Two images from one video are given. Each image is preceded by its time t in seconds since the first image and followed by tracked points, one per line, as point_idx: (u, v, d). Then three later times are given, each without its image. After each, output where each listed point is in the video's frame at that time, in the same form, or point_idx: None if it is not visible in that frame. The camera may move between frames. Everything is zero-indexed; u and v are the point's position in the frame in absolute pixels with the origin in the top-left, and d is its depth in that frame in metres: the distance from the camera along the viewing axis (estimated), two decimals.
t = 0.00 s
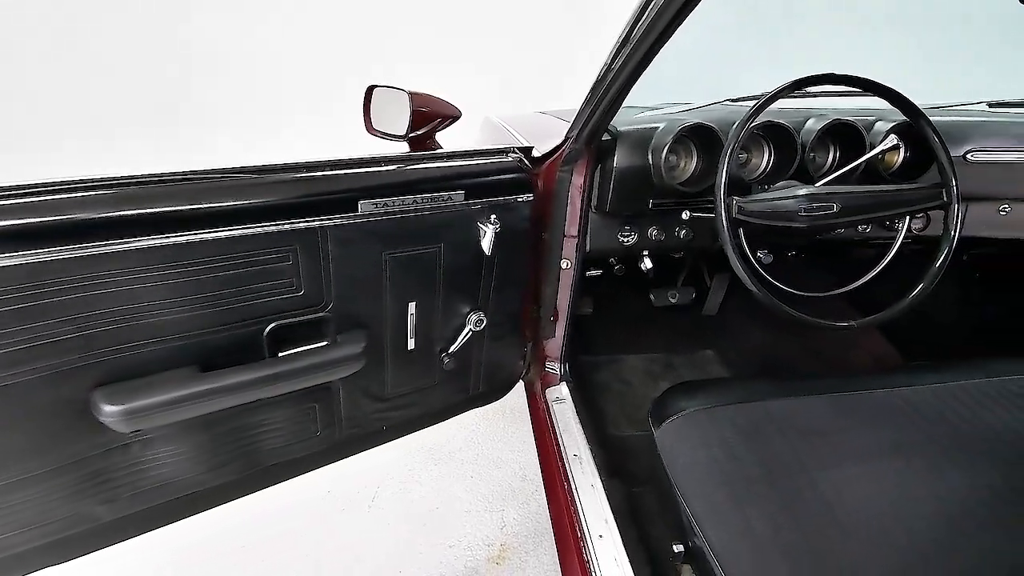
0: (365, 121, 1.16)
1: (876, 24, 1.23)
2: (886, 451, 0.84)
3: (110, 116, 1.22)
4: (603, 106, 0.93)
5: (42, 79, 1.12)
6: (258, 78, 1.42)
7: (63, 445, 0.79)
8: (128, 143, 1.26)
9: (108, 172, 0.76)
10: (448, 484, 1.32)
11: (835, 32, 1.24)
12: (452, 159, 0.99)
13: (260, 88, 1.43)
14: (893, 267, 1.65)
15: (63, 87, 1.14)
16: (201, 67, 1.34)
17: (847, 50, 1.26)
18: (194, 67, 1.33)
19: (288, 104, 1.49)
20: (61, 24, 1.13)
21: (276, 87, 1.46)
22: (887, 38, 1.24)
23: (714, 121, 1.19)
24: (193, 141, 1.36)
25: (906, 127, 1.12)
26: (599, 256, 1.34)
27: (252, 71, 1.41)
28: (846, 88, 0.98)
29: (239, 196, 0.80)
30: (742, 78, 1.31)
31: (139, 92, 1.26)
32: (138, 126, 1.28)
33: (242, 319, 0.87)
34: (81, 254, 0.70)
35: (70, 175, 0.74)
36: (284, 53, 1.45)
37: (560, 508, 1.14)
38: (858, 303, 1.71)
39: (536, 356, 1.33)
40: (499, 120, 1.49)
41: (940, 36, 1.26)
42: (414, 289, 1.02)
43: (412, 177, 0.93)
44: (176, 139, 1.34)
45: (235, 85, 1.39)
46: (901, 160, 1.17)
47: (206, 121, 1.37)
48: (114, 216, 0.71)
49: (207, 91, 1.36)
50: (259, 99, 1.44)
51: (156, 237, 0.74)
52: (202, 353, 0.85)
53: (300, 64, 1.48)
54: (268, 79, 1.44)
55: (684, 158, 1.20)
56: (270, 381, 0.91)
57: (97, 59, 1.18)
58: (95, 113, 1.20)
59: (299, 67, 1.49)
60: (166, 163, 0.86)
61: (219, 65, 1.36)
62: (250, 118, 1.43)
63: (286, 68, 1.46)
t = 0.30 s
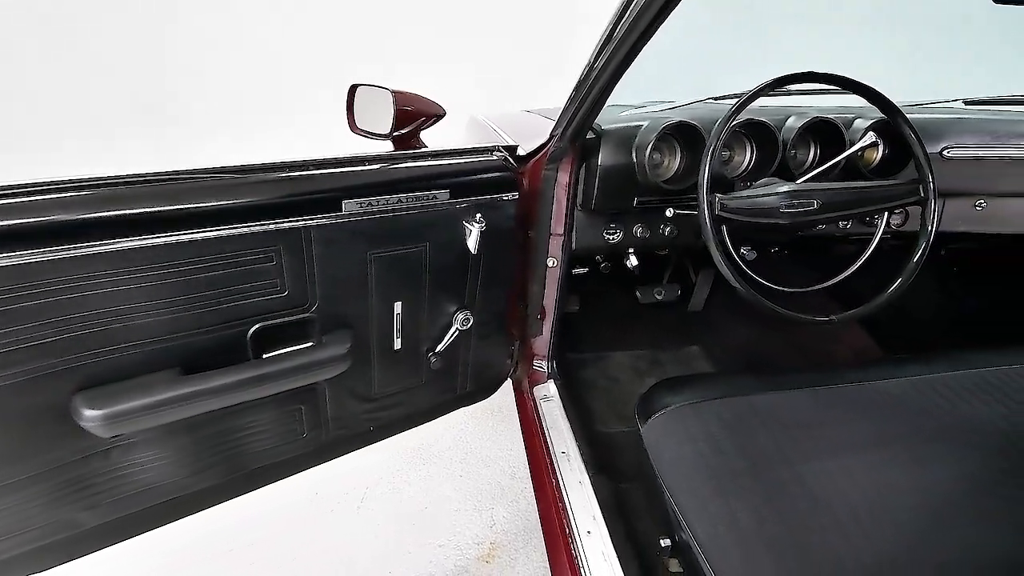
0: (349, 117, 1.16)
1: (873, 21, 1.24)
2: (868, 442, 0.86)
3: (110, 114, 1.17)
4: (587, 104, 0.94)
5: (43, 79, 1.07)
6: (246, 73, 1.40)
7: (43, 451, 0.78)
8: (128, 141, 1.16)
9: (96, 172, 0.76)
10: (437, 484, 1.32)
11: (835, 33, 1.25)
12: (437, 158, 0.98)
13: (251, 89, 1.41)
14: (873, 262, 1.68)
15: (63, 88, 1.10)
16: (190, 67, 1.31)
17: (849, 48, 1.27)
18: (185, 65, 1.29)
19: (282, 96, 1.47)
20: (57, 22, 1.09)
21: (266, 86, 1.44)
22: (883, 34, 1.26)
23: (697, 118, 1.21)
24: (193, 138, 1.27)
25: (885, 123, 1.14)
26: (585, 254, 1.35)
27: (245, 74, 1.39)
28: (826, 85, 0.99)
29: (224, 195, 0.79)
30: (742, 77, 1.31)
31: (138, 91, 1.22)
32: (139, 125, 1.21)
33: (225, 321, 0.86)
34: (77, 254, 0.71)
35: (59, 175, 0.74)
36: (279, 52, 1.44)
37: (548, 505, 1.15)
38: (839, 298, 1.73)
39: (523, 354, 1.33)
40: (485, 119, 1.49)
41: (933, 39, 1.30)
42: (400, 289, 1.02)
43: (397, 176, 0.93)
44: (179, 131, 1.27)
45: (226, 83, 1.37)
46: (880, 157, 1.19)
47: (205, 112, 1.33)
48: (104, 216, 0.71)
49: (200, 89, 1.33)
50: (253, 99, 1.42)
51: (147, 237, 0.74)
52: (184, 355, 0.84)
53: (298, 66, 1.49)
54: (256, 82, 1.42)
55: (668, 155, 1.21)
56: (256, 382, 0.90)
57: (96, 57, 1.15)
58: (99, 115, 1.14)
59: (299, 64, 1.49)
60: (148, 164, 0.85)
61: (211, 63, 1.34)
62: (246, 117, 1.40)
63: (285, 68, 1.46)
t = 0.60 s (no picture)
0: (332, 117, 1.15)
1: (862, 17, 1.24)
2: (859, 424, 0.85)
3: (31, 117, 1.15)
4: (571, 103, 0.94)
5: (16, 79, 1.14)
6: (219, 79, 1.41)
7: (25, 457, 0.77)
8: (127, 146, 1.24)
9: (93, 171, 0.76)
10: (426, 484, 1.32)
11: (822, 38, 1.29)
12: (422, 157, 0.98)
13: (217, 88, 1.40)
14: (854, 257, 1.70)
15: (33, 89, 1.16)
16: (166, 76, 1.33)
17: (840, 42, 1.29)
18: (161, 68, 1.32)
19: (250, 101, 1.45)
20: (19, 22, 1.13)
21: (229, 87, 1.42)
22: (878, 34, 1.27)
23: (681, 117, 1.21)
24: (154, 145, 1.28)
25: (864, 122, 1.15)
26: (571, 252, 1.35)
27: (202, 80, 1.39)
28: (806, 84, 1.01)
29: (207, 196, 0.79)
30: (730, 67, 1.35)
31: (110, 92, 1.25)
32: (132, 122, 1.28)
33: (208, 323, 0.85)
34: (74, 254, 0.70)
35: (52, 175, 0.73)
36: (239, 53, 1.42)
37: (537, 503, 1.15)
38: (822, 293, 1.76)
39: (511, 353, 1.34)
40: (470, 118, 1.48)
41: (918, 32, 1.29)
42: (386, 289, 1.01)
43: (380, 176, 0.93)
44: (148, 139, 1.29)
45: (195, 85, 1.38)
46: (859, 155, 1.21)
47: (177, 122, 1.35)
48: (95, 216, 0.71)
49: (172, 89, 1.34)
50: (220, 100, 1.41)
51: (142, 238, 0.74)
52: (166, 359, 0.84)
53: (257, 63, 1.45)
54: (232, 79, 1.42)
55: (652, 153, 1.22)
56: (239, 385, 0.89)
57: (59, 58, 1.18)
58: (59, 108, 1.18)
59: (255, 62, 1.45)
60: (132, 164, 0.84)
61: (186, 66, 1.36)
62: (213, 123, 1.40)
63: (241, 66, 1.43)
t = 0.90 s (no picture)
0: (315, 116, 1.14)
1: (861, 10, 1.25)
2: (840, 417, 0.86)
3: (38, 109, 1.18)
4: (555, 101, 0.94)
5: (17, 79, 1.15)
6: (217, 79, 1.42)
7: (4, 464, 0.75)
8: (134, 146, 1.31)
9: (82, 171, 0.75)
10: (415, 483, 1.32)
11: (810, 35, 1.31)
12: (406, 156, 0.98)
13: (214, 87, 1.42)
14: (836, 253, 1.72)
15: (37, 90, 1.18)
16: (163, 76, 1.34)
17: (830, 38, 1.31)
18: (159, 68, 1.33)
19: (245, 104, 1.46)
20: (20, 23, 1.14)
21: (228, 88, 1.44)
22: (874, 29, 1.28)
23: (665, 115, 1.22)
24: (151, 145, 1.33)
25: (843, 119, 1.17)
26: (557, 250, 1.35)
27: (200, 80, 1.40)
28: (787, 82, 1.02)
29: (191, 197, 0.78)
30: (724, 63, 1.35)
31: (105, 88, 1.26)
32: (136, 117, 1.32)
33: (190, 325, 0.84)
34: (69, 254, 0.70)
35: (41, 175, 0.72)
36: (239, 53, 1.43)
37: (525, 500, 1.15)
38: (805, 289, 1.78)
39: (498, 352, 1.34)
40: (455, 116, 1.48)
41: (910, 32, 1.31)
42: (372, 289, 1.01)
43: (363, 175, 0.92)
44: (148, 140, 1.33)
45: (192, 85, 1.39)
46: (839, 152, 1.22)
47: (171, 119, 1.37)
48: (85, 217, 0.70)
49: (170, 89, 1.36)
50: (213, 99, 1.42)
51: (134, 237, 0.74)
52: (148, 362, 0.82)
53: (256, 64, 1.46)
54: (226, 80, 1.43)
55: (636, 151, 1.22)
56: (223, 388, 0.88)
57: (57, 58, 1.19)
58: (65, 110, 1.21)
59: (255, 64, 1.46)
60: (113, 164, 0.83)
61: (182, 66, 1.37)
62: (206, 122, 1.42)
63: (241, 68, 1.44)
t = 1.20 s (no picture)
0: (298, 115, 1.13)
1: (858, 12, 1.25)
2: (828, 413, 0.86)
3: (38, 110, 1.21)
4: (539, 100, 0.94)
5: (17, 79, 1.18)
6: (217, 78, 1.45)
7: None
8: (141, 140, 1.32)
9: (67, 170, 0.75)
10: (404, 483, 1.31)
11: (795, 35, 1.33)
12: (390, 155, 0.97)
13: (211, 87, 1.45)
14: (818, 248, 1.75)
15: (37, 90, 1.20)
16: (160, 74, 1.37)
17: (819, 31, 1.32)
18: (158, 69, 1.36)
19: (246, 100, 1.48)
20: (20, 23, 1.16)
21: (226, 88, 1.46)
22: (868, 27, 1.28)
23: (649, 113, 1.23)
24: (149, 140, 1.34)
25: (824, 116, 1.18)
26: (543, 248, 1.36)
27: (196, 78, 1.42)
28: (769, 80, 1.03)
29: (173, 196, 0.77)
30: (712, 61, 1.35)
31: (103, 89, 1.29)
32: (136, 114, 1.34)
33: (172, 328, 0.83)
34: (61, 254, 0.70)
35: (28, 174, 0.72)
36: (239, 52, 1.46)
37: (514, 499, 1.15)
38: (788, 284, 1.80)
39: (486, 350, 1.34)
40: (441, 115, 1.48)
41: (906, 30, 1.33)
42: (357, 288, 1.00)
43: (346, 174, 0.91)
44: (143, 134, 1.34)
45: (191, 86, 1.42)
46: (820, 149, 1.24)
47: (168, 117, 1.40)
48: (73, 217, 0.70)
49: (169, 88, 1.39)
50: (213, 99, 1.45)
51: (114, 239, 0.73)
52: (129, 366, 0.81)
53: (257, 64, 1.48)
54: (222, 78, 1.45)
55: (621, 149, 1.23)
56: (207, 391, 0.87)
57: (57, 58, 1.22)
58: (67, 107, 1.24)
59: (255, 63, 1.48)
60: (94, 164, 0.82)
61: (177, 64, 1.39)
62: (201, 120, 1.44)
63: (241, 67, 1.47)
